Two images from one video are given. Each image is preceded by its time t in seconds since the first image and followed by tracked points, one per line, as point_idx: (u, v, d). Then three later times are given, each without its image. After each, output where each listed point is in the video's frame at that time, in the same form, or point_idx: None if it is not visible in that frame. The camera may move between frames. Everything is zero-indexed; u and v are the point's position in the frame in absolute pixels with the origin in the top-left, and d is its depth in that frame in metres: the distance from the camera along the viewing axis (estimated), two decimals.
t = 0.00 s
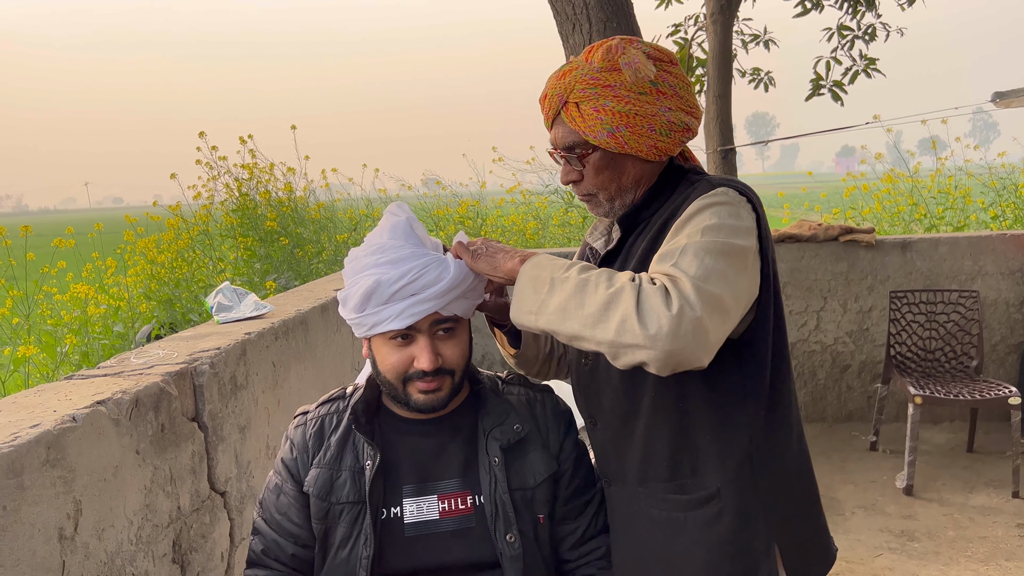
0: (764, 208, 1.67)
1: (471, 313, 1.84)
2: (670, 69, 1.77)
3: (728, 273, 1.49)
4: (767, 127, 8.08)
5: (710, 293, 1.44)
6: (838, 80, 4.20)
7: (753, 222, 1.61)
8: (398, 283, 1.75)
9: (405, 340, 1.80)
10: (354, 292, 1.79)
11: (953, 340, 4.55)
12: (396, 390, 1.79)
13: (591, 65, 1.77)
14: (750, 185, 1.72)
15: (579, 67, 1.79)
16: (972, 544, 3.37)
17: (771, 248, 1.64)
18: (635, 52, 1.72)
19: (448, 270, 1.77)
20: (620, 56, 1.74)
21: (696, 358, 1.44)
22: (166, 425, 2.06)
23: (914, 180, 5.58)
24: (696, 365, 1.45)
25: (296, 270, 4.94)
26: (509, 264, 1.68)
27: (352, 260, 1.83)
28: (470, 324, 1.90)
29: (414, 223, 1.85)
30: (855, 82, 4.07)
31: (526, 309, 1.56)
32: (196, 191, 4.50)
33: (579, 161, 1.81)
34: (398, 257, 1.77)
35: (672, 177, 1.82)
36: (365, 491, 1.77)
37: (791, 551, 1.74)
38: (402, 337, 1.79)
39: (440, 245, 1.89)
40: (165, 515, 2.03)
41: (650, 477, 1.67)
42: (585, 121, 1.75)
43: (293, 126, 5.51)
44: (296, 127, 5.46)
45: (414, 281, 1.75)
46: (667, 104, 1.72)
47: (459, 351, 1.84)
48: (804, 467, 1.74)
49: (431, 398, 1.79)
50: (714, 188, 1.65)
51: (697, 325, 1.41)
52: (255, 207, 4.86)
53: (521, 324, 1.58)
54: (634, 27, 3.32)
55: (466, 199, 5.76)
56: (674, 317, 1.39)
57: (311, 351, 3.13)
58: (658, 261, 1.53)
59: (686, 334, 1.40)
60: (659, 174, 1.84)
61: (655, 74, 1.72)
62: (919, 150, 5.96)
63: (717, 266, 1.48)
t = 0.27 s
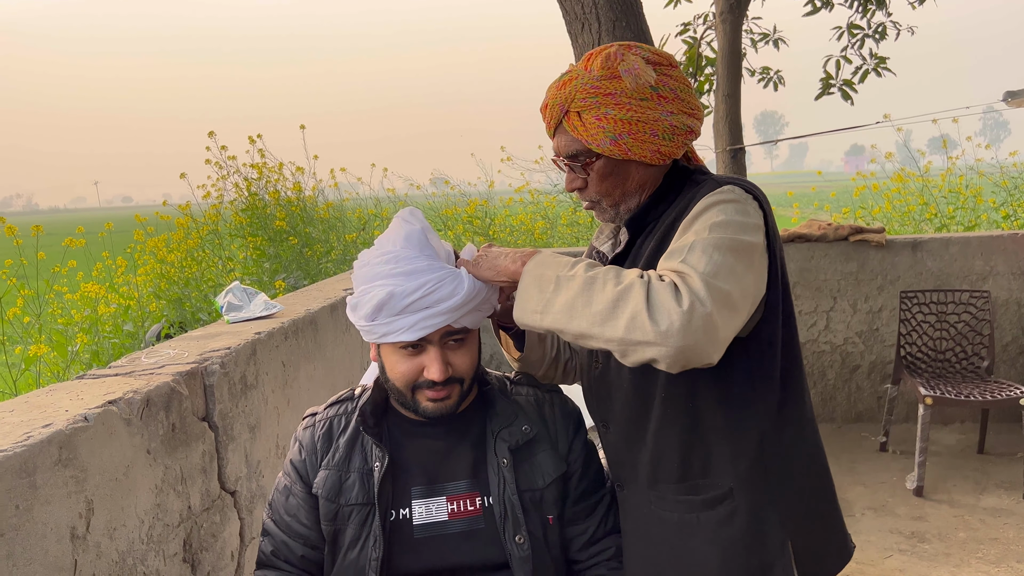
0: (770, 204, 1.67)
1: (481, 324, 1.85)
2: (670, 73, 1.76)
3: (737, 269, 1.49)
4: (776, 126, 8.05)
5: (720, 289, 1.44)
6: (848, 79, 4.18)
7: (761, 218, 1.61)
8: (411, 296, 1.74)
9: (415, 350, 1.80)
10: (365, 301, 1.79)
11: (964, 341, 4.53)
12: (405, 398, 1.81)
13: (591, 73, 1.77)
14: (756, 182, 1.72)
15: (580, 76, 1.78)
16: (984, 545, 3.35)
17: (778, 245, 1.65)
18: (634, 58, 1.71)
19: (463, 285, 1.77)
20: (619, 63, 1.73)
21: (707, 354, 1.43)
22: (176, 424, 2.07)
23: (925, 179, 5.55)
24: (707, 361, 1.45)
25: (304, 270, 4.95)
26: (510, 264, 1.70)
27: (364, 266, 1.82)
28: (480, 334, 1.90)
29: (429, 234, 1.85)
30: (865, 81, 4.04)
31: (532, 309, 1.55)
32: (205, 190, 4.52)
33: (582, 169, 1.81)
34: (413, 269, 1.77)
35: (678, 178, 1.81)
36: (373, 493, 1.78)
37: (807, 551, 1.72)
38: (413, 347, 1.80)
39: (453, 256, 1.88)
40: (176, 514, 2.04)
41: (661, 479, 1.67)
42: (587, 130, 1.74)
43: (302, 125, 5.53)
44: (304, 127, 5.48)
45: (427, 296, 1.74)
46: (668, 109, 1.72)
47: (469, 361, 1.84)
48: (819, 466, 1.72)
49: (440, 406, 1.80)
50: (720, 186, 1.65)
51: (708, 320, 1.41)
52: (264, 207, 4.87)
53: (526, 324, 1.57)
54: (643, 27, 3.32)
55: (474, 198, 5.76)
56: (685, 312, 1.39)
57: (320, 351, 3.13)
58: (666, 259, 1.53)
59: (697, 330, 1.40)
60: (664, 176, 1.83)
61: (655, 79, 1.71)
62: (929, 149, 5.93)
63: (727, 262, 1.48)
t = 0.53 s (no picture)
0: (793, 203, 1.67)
1: (493, 308, 1.86)
2: (700, 62, 1.78)
3: (768, 275, 1.49)
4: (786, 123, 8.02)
5: (754, 298, 1.45)
6: (861, 73, 4.16)
7: (787, 219, 1.61)
8: (421, 285, 1.75)
9: (429, 338, 1.81)
10: (376, 295, 1.80)
11: (979, 337, 4.50)
12: (421, 385, 1.81)
13: (623, 53, 1.78)
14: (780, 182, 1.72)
15: (611, 54, 1.79)
16: (998, 541, 3.33)
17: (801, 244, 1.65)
18: (667, 41, 1.73)
19: (472, 270, 1.77)
20: (652, 45, 1.75)
21: (743, 363, 1.45)
22: (193, 416, 2.09)
23: (938, 175, 5.51)
24: (741, 368, 1.46)
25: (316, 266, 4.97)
26: (539, 268, 1.65)
27: (371, 261, 1.84)
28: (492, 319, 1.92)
29: (432, 222, 1.86)
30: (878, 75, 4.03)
31: (566, 319, 1.55)
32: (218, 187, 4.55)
33: (604, 149, 1.80)
34: (419, 257, 1.78)
35: (699, 172, 1.81)
36: (389, 484, 1.79)
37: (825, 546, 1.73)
38: (427, 335, 1.80)
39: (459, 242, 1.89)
40: (193, 506, 2.06)
41: (681, 475, 1.67)
42: (613, 107, 1.74)
43: (313, 123, 5.56)
44: (316, 124, 5.51)
45: (438, 283, 1.75)
46: (695, 96, 1.73)
47: (483, 346, 1.86)
48: (840, 462, 1.73)
49: (457, 394, 1.81)
50: (745, 184, 1.64)
51: (744, 331, 1.42)
52: (276, 204, 4.90)
53: (560, 333, 1.57)
54: (655, 21, 3.31)
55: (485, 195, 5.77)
56: (723, 324, 1.40)
57: (334, 345, 3.15)
58: (697, 265, 1.53)
59: (734, 341, 1.41)
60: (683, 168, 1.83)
61: (687, 65, 1.72)
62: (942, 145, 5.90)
63: (758, 269, 1.48)
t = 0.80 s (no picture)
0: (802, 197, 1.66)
1: (505, 305, 1.87)
2: (707, 58, 1.76)
3: (773, 266, 1.49)
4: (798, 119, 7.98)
5: (758, 287, 1.44)
6: (874, 69, 4.14)
7: (794, 211, 1.60)
8: (435, 281, 1.77)
9: (442, 335, 1.82)
10: (389, 291, 1.81)
11: (993, 333, 4.47)
12: (434, 381, 1.81)
13: (628, 53, 1.77)
14: (789, 175, 1.71)
15: (615, 55, 1.78)
16: (1014, 539, 3.31)
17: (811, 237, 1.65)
18: (672, 41, 1.71)
19: (484, 266, 1.79)
20: (656, 45, 1.74)
21: (744, 352, 1.44)
22: (210, 413, 2.11)
23: (952, 170, 5.47)
24: (743, 358, 1.45)
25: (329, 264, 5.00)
26: (554, 258, 1.67)
27: (383, 259, 1.85)
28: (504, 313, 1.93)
29: (444, 219, 1.87)
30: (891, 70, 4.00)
31: (573, 304, 1.57)
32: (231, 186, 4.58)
33: (611, 150, 1.80)
34: (432, 254, 1.79)
35: (708, 169, 1.81)
36: (406, 481, 1.80)
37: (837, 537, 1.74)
38: (439, 331, 1.81)
39: (470, 239, 1.91)
40: (210, 502, 2.08)
41: (691, 470, 1.67)
42: (619, 109, 1.74)
43: (325, 122, 5.58)
44: (328, 123, 5.53)
45: (451, 278, 1.76)
46: (701, 94, 1.72)
47: (496, 343, 1.86)
48: (850, 453, 1.73)
49: (470, 389, 1.81)
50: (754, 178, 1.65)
51: (745, 320, 1.41)
52: (289, 202, 4.92)
53: (567, 317, 1.59)
54: (667, 18, 3.31)
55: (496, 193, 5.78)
56: (723, 311, 1.40)
57: (348, 342, 3.17)
58: (704, 255, 1.53)
59: (734, 330, 1.41)
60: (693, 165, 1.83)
61: (692, 63, 1.72)
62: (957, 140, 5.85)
63: (763, 259, 1.48)
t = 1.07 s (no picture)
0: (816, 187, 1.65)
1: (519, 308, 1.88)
2: (721, 55, 1.76)
3: (788, 249, 1.49)
4: (809, 114, 7.94)
5: (773, 268, 1.44)
6: (886, 63, 4.11)
7: (809, 198, 1.60)
8: (456, 284, 1.76)
9: (457, 339, 1.82)
10: (408, 293, 1.80)
11: (1007, 329, 4.44)
12: (453, 387, 1.82)
13: (643, 50, 1.76)
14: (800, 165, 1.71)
15: (630, 53, 1.77)
16: None
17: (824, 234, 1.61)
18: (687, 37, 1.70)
19: (504, 271, 1.79)
20: (671, 41, 1.72)
21: (760, 332, 1.43)
22: (225, 410, 2.13)
23: (965, 165, 5.43)
24: (758, 339, 1.45)
25: (340, 262, 5.02)
26: (557, 249, 1.70)
27: (402, 260, 1.85)
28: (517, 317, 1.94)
29: (464, 223, 1.87)
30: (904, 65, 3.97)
31: (582, 291, 1.57)
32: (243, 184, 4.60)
33: (626, 147, 1.80)
34: (453, 258, 1.79)
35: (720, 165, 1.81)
36: (417, 480, 1.81)
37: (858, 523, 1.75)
38: (455, 335, 1.82)
39: (489, 243, 1.91)
40: (225, 498, 2.10)
41: (711, 462, 1.67)
42: (635, 107, 1.73)
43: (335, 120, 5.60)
44: (338, 121, 5.55)
45: (473, 282, 1.76)
46: (717, 91, 1.72)
47: (510, 346, 1.88)
48: (869, 441, 1.73)
49: (485, 391, 1.81)
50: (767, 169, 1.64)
51: (761, 299, 1.41)
52: (300, 200, 4.94)
53: (575, 306, 1.60)
54: (678, 14, 3.30)
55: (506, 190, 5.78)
56: (738, 290, 1.39)
57: (360, 339, 3.18)
58: (716, 242, 1.53)
59: (750, 308, 1.40)
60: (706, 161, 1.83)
61: (707, 59, 1.71)
62: (970, 135, 5.80)
63: (777, 241, 1.48)
